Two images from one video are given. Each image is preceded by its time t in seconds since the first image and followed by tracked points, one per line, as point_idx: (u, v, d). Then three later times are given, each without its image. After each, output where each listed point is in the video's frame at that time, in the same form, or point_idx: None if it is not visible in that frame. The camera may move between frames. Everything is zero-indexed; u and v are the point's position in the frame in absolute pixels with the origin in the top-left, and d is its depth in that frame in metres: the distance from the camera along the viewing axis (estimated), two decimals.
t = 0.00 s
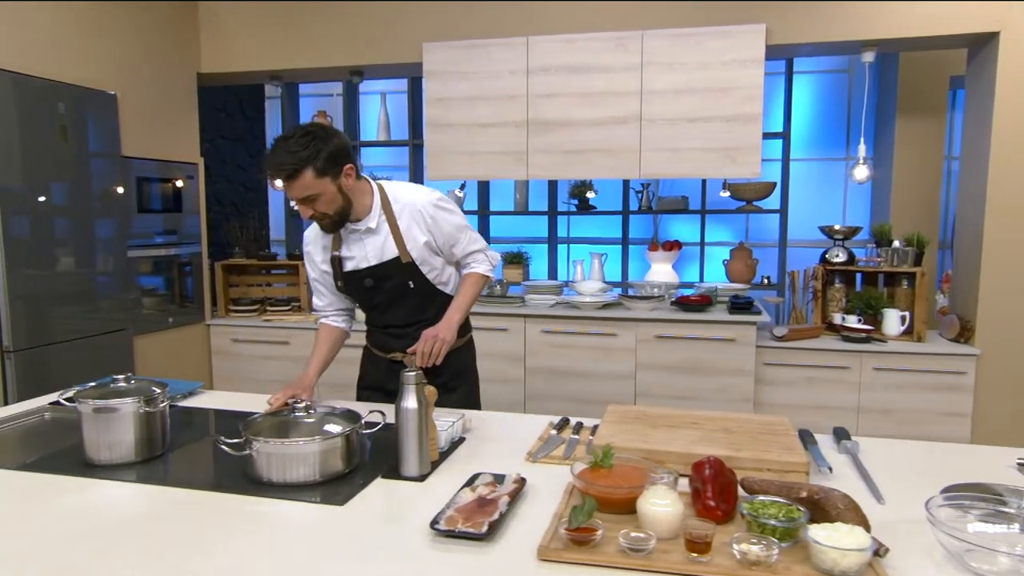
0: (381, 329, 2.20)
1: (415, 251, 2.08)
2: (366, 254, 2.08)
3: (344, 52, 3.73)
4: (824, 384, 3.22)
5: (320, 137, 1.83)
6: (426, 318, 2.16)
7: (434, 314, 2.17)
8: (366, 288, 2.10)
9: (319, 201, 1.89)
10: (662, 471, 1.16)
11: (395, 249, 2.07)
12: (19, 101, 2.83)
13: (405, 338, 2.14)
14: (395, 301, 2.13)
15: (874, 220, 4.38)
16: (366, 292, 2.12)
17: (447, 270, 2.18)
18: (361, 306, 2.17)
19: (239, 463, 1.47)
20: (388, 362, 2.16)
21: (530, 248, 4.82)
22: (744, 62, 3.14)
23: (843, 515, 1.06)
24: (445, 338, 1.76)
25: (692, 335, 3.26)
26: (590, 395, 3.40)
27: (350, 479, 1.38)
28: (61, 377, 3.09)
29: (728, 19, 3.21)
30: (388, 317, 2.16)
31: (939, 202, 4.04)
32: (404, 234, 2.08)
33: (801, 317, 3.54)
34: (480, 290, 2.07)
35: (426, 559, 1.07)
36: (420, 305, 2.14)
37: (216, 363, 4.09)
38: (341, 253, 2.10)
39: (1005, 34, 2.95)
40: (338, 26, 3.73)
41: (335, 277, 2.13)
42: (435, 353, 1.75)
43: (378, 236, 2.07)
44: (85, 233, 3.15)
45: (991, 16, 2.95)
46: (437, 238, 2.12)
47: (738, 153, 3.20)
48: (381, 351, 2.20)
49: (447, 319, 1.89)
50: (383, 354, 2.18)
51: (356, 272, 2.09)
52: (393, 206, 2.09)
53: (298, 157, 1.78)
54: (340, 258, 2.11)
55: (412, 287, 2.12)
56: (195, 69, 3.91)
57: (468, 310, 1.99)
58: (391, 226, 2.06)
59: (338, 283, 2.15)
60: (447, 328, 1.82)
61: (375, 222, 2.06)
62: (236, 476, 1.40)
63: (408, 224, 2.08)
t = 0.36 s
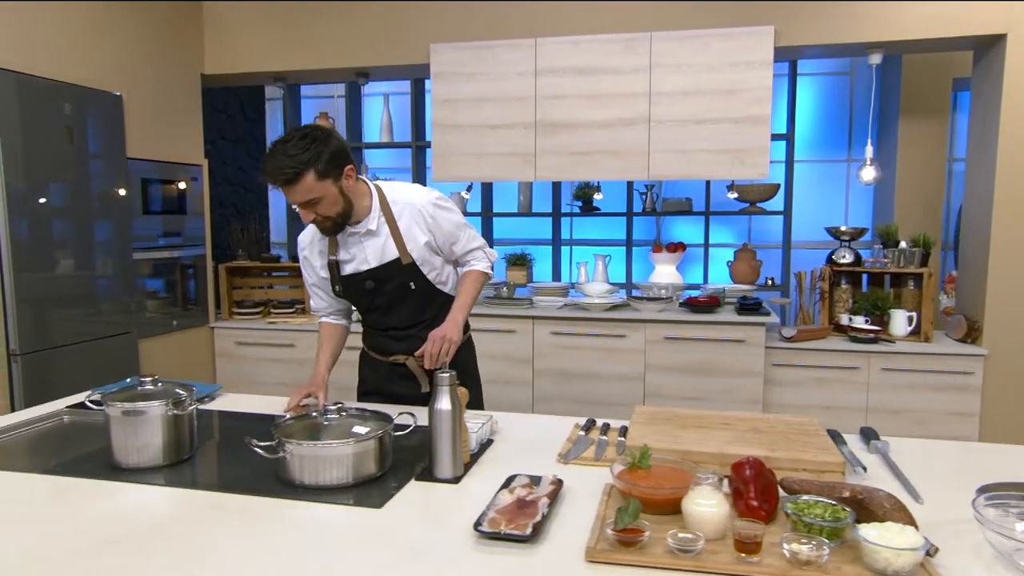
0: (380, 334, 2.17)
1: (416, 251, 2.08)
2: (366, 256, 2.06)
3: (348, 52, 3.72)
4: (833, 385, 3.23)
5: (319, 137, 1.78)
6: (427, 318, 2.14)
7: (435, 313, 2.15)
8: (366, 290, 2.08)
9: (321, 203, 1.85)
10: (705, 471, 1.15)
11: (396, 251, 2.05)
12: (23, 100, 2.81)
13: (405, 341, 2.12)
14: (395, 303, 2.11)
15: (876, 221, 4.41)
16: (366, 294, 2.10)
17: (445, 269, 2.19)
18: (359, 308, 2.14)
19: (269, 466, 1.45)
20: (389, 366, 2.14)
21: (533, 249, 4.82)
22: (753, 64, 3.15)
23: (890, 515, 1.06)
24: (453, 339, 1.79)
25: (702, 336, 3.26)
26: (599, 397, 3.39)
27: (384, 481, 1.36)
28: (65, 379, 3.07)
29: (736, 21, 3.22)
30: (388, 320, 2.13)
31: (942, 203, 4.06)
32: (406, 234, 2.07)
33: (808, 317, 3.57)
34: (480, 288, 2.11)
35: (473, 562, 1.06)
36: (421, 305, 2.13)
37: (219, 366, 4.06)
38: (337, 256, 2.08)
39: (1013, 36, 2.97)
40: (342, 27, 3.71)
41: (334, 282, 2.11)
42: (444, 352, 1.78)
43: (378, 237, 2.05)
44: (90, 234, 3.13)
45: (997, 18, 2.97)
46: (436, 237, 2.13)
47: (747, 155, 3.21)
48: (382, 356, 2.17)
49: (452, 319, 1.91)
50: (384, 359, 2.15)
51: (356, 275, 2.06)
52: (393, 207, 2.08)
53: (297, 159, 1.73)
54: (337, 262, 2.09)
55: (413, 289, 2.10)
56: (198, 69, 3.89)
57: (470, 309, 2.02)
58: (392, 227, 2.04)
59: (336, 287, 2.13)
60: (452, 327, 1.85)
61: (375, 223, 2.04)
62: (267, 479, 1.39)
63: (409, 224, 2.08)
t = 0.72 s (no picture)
0: (376, 329, 2.03)
1: (428, 239, 2.02)
2: (377, 237, 1.98)
3: (348, 53, 3.70)
4: (836, 384, 3.25)
5: (365, 98, 1.82)
6: (430, 313, 2.03)
7: (438, 310, 2.04)
8: (371, 274, 1.98)
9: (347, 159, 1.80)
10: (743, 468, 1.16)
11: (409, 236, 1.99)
12: (21, 100, 2.76)
13: (405, 338, 1.99)
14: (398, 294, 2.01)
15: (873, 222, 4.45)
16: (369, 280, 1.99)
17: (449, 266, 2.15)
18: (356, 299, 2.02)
19: (295, 468, 1.44)
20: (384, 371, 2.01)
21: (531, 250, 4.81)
22: (755, 66, 3.17)
23: (929, 510, 1.07)
24: (456, 333, 1.77)
25: (705, 336, 3.27)
26: (603, 398, 3.40)
27: (413, 482, 1.35)
28: (64, 383, 3.02)
29: (739, 23, 3.24)
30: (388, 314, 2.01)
31: (939, 204, 4.11)
32: (421, 222, 2.02)
33: (809, 318, 3.60)
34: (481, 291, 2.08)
35: (516, 560, 1.06)
36: (425, 299, 2.02)
37: (217, 369, 4.02)
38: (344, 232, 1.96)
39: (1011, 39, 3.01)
40: (344, 27, 3.70)
41: (335, 261, 1.99)
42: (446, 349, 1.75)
43: (395, 218, 1.99)
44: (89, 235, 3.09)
45: (997, 22, 3.01)
46: (448, 230, 2.09)
47: (750, 156, 3.23)
48: (377, 354, 2.02)
49: (453, 315, 1.87)
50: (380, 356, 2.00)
51: (364, 255, 1.97)
52: (412, 192, 2.03)
53: (340, 103, 1.76)
54: (343, 240, 1.97)
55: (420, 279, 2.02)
56: (197, 70, 3.86)
57: (475, 306, 1.98)
58: (410, 210, 1.99)
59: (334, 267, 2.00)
60: (455, 321, 1.83)
61: (394, 204, 1.99)
62: (294, 480, 1.38)
63: (426, 212, 2.03)
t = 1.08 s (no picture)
0: (379, 344, 1.90)
1: (428, 250, 1.86)
2: (375, 253, 1.83)
3: (345, 55, 3.68)
4: (833, 385, 3.29)
5: (355, 113, 1.68)
6: (435, 324, 1.90)
7: (443, 319, 1.92)
8: (371, 292, 1.83)
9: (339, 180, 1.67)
10: (779, 468, 1.17)
11: (408, 249, 1.83)
12: (11, 99, 2.70)
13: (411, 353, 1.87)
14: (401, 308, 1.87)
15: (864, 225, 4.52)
16: (369, 297, 1.85)
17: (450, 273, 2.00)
18: (356, 315, 1.88)
19: (321, 473, 1.43)
20: (391, 384, 1.89)
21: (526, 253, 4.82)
22: (754, 70, 3.20)
23: (966, 509, 1.08)
24: (464, 349, 1.67)
25: (705, 339, 3.30)
26: (603, 400, 3.40)
27: (443, 486, 1.34)
28: (59, 388, 2.97)
29: (737, 29, 3.27)
30: (391, 329, 1.87)
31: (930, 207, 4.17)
32: (419, 232, 1.86)
33: (805, 319, 3.64)
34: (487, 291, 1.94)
35: (560, 563, 1.06)
36: (428, 311, 1.88)
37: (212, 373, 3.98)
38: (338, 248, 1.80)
39: (1004, 46, 3.07)
40: (341, 29, 3.68)
41: (333, 278, 1.84)
42: (455, 363, 1.66)
43: (391, 232, 1.83)
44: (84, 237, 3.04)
45: (989, 29, 3.08)
46: (448, 237, 1.93)
47: (748, 160, 3.26)
48: (382, 369, 1.90)
49: (461, 326, 1.76)
50: (385, 371, 1.88)
51: (362, 272, 1.82)
52: (408, 201, 1.87)
53: (328, 122, 1.62)
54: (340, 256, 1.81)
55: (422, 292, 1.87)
56: (191, 70, 3.81)
57: (481, 311, 1.86)
58: (407, 222, 1.83)
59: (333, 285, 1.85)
60: (462, 334, 1.71)
61: (389, 217, 1.82)
62: (323, 485, 1.37)
63: (423, 221, 1.87)
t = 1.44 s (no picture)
0: (390, 354, 1.88)
1: (437, 261, 1.84)
2: (384, 266, 1.80)
3: (341, 54, 3.65)
4: (830, 386, 3.31)
5: (366, 128, 1.58)
6: (446, 334, 1.88)
7: (453, 328, 1.90)
8: (381, 304, 1.81)
9: (348, 198, 1.60)
10: (814, 470, 1.16)
11: (417, 260, 1.81)
12: None
13: (423, 362, 1.86)
14: (411, 319, 1.85)
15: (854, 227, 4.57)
16: (378, 310, 1.83)
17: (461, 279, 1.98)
18: (366, 326, 1.87)
19: (343, 479, 1.40)
20: (405, 392, 1.88)
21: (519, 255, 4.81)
22: (752, 73, 3.22)
23: (1001, 510, 1.09)
24: (470, 361, 1.65)
25: (704, 340, 3.31)
26: (602, 402, 3.40)
27: (470, 492, 1.32)
28: (49, 394, 2.90)
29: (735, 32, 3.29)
30: (401, 340, 1.86)
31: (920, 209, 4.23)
32: (427, 242, 1.83)
33: (800, 321, 3.67)
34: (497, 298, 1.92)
35: (601, 568, 1.05)
36: (438, 320, 1.87)
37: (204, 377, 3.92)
38: (345, 261, 1.77)
39: (996, 51, 3.13)
40: (337, 29, 3.65)
41: (340, 290, 1.81)
42: (461, 377, 1.67)
43: (398, 245, 1.79)
44: (77, 239, 2.98)
45: (981, 35, 3.13)
46: (457, 245, 1.90)
47: (746, 162, 3.28)
48: (394, 377, 1.89)
49: (471, 335, 1.74)
50: (398, 380, 1.87)
51: (371, 284, 1.79)
52: (415, 212, 1.83)
53: (338, 140, 1.52)
54: (347, 268, 1.78)
55: (432, 302, 1.85)
56: (184, 70, 3.76)
57: (490, 321, 1.84)
58: (415, 235, 1.80)
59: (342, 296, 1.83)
60: (470, 345, 1.70)
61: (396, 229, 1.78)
62: (346, 491, 1.34)
63: (431, 231, 1.84)
